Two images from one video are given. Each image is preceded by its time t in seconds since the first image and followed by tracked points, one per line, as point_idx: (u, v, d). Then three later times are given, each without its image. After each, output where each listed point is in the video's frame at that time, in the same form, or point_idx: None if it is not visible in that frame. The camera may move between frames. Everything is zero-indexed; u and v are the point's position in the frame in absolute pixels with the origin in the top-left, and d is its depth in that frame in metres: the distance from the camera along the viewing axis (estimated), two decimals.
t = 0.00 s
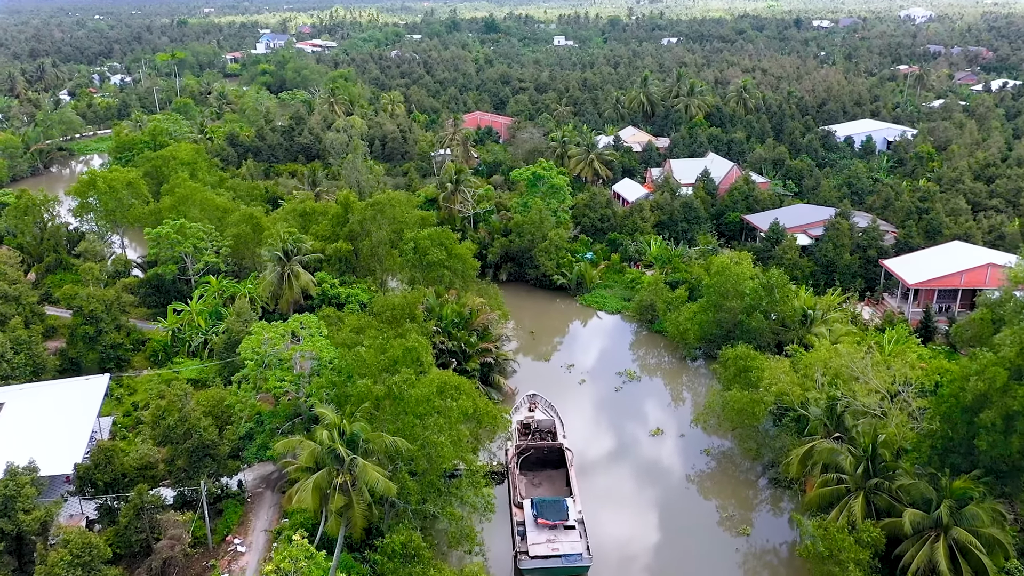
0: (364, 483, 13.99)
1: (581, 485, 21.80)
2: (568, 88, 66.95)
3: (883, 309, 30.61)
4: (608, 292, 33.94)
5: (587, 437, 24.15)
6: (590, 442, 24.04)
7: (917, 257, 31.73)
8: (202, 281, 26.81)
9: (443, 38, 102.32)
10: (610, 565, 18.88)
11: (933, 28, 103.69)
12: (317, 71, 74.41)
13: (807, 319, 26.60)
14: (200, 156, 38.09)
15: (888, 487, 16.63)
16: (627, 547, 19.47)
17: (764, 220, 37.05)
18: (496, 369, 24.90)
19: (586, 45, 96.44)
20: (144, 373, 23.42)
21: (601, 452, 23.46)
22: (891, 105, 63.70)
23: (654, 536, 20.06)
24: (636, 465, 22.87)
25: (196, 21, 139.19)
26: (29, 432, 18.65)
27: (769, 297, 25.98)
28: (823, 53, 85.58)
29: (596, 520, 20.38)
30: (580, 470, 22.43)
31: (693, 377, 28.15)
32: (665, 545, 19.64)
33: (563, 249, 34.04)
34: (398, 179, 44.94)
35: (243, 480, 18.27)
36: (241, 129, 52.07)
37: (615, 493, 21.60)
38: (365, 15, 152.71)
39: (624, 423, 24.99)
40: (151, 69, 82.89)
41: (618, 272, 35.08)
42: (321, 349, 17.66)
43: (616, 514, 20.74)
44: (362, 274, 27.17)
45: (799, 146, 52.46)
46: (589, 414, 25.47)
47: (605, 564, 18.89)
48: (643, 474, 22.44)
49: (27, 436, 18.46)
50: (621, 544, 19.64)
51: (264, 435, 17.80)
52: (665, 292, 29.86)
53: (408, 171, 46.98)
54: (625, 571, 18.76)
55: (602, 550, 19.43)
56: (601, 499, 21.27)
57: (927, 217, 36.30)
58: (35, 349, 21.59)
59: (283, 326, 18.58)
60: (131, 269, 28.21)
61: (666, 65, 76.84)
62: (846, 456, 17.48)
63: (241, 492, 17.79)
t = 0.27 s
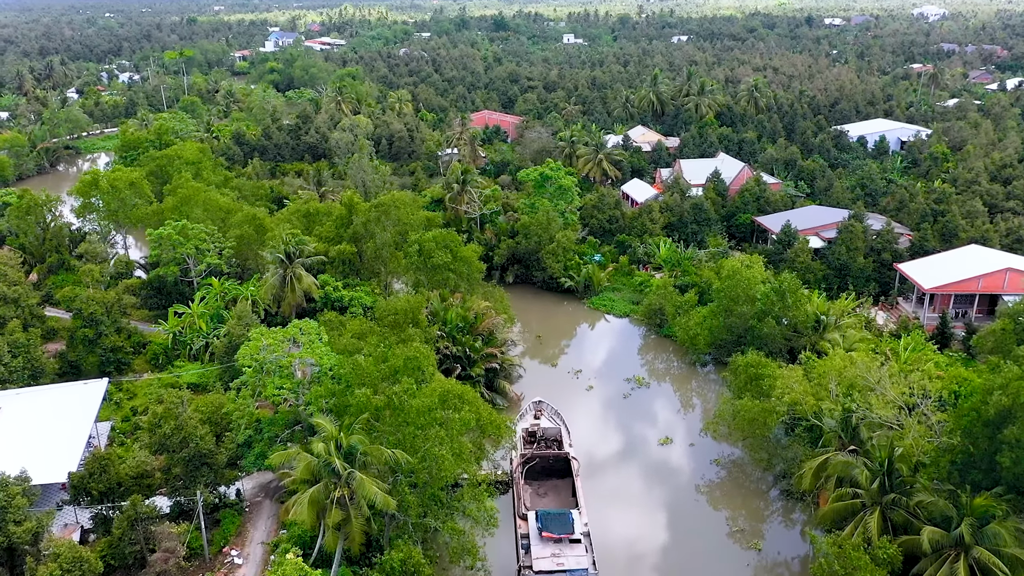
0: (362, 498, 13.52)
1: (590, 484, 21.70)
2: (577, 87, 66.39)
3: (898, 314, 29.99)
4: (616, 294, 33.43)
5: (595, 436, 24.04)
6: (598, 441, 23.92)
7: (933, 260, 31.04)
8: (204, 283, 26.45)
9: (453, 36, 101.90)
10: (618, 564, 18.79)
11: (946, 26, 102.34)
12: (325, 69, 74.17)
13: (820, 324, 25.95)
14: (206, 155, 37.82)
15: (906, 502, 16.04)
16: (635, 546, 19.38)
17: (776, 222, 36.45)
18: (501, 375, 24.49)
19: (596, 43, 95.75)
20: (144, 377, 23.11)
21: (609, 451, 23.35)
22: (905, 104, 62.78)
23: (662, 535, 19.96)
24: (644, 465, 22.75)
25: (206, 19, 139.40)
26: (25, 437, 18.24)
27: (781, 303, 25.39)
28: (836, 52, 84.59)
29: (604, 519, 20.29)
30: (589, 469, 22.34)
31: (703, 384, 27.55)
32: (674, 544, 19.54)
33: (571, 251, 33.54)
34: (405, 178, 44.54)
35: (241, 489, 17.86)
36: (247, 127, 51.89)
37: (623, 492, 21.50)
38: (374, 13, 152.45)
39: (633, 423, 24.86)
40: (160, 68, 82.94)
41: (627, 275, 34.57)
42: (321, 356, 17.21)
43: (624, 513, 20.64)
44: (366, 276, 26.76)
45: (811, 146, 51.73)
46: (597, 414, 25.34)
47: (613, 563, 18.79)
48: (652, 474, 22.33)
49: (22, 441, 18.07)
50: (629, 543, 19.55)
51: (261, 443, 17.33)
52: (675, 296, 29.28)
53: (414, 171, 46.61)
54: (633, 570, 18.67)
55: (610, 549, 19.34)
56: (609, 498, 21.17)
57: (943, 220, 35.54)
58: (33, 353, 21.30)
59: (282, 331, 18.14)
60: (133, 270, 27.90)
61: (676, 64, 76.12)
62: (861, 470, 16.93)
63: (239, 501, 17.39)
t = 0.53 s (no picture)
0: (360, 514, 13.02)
1: (599, 483, 21.71)
2: (587, 85, 65.80)
3: (914, 321, 29.29)
4: (624, 298, 32.87)
5: (605, 436, 24.02)
6: (607, 441, 23.90)
7: (951, 265, 30.27)
8: (207, 285, 26.11)
9: (462, 34, 101.45)
10: (627, 564, 18.75)
11: (961, 24, 100.90)
12: (334, 67, 73.95)
13: (834, 331, 25.30)
14: (212, 154, 37.55)
15: (924, 519, 15.47)
16: (644, 546, 19.34)
17: (788, 225, 35.79)
18: (507, 381, 24.03)
19: (606, 42, 95.09)
20: (144, 381, 22.77)
21: (618, 451, 23.33)
22: (919, 103, 61.81)
23: (672, 535, 19.90)
24: (654, 464, 22.69)
25: (216, 17, 139.52)
26: (24, 443, 17.99)
27: (794, 308, 24.77)
28: (849, 50, 83.51)
29: (613, 518, 20.29)
30: (598, 469, 22.34)
31: (714, 392, 26.99)
32: (683, 544, 19.48)
33: (579, 254, 32.99)
34: (412, 178, 44.13)
35: (240, 498, 17.50)
36: (255, 126, 51.70)
37: (633, 492, 21.47)
38: (384, 11, 152.14)
39: (642, 422, 24.79)
40: (169, 66, 83.01)
41: (636, 278, 34.05)
42: (321, 364, 16.74)
43: (633, 513, 20.60)
44: (371, 278, 26.37)
45: (824, 146, 50.93)
46: (607, 413, 25.33)
47: (622, 563, 18.76)
48: (661, 473, 22.26)
49: (21, 447, 17.83)
50: (638, 543, 19.52)
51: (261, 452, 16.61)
52: (685, 300, 28.68)
53: (422, 171, 46.21)
54: (642, 570, 18.63)
55: (619, 548, 19.33)
56: (618, 498, 21.15)
57: (960, 223, 34.77)
58: (32, 356, 20.98)
59: (281, 337, 17.68)
60: (137, 271, 27.62)
61: (687, 62, 75.34)
62: (878, 485, 16.40)
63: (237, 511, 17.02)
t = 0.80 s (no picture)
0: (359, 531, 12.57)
1: (609, 483, 21.62)
2: (597, 84, 65.14)
3: (931, 327, 28.55)
4: (634, 301, 32.33)
5: (615, 436, 23.91)
6: (617, 440, 23.80)
7: (969, 270, 29.51)
8: (211, 286, 25.82)
9: (473, 32, 100.91)
10: (636, 565, 18.66)
11: (977, 22, 99.43)
12: (343, 66, 73.64)
13: (848, 338, 24.72)
14: (218, 153, 37.26)
15: (945, 539, 14.85)
16: (654, 546, 19.24)
17: (802, 227, 35.11)
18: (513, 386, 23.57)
19: (617, 40, 94.34)
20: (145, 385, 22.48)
21: (629, 450, 23.24)
22: (935, 103, 60.80)
23: (682, 535, 19.77)
24: (664, 464, 22.57)
25: (227, 15, 139.59)
26: (18, 449, 17.59)
27: (808, 314, 24.17)
28: (863, 49, 82.42)
29: (622, 518, 20.20)
30: (608, 469, 22.25)
31: (725, 398, 26.42)
32: (693, 544, 19.38)
33: (588, 256, 32.47)
34: (420, 178, 43.76)
35: (240, 507, 17.15)
36: (263, 125, 51.43)
37: (643, 492, 21.35)
38: (394, 9, 151.80)
39: (652, 422, 24.66)
40: (178, 64, 82.94)
41: (646, 281, 33.52)
42: (321, 372, 16.33)
43: (643, 513, 20.50)
44: (376, 281, 25.97)
45: (838, 146, 50.09)
46: (617, 412, 25.25)
47: (631, 564, 18.66)
48: (671, 473, 22.15)
49: (15, 453, 17.43)
50: (647, 543, 19.42)
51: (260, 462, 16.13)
52: (696, 304, 28.12)
53: (430, 170, 45.81)
54: (652, 570, 18.53)
55: (628, 548, 19.24)
56: (628, 497, 21.07)
57: (978, 226, 33.99)
58: (32, 359, 20.69)
59: (281, 343, 17.26)
60: (141, 272, 27.33)
61: (699, 61, 74.52)
62: (896, 503, 15.79)
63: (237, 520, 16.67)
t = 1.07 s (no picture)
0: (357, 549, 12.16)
1: (618, 483, 21.55)
2: (608, 83, 64.54)
3: (949, 334, 27.83)
4: (644, 305, 31.79)
5: (624, 436, 23.82)
6: (627, 440, 23.70)
7: (989, 275, 28.76)
8: (215, 289, 25.53)
9: (483, 30, 100.41)
10: (646, 564, 18.59)
11: (994, 21, 97.90)
12: (353, 64, 73.38)
13: (865, 345, 24.02)
14: (225, 152, 37.01)
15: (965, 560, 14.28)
16: (664, 547, 19.15)
17: (816, 230, 34.43)
18: (520, 393, 23.14)
19: (629, 38, 93.55)
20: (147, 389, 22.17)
21: (638, 450, 23.17)
22: (952, 103, 59.81)
23: (692, 536, 19.67)
24: (674, 463, 22.47)
25: (238, 13, 139.73)
26: (14, 455, 17.32)
27: (822, 321, 23.59)
28: (877, 47, 81.34)
29: (633, 518, 20.14)
30: (618, 469, 22.18)
31: (736, 405, 25.88)
32: (703, 545, 19.27)
33: (597, 259, 31.95)
34: (428, 178, 43.55)
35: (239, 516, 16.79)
36: (271, 123, 51.24)
37: (653, 492, 21.28)
38: (405, 6, 151.48)
39: (663, 422, 24.56)
40: (189, 62, 83.02)
41: (656, 284, 32.87)
42: (322, 380, 15.94)
43: (653, 513, 20.43)
44: (382, 283, 25.58)
45: (853, 146, 49.24)
46: (626, 412, 25.19)
47: (641, 564, 18.58)
48: (682, 473, 22.04)
49: (11, 459, 17.17)
50: (657, 543, 19.34)
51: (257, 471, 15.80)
52: (707, 309, 27.57)
53: (438, 170, 45.44)
54: (662, 570, 18.44)
55: (639, 548, 19.18)
56: (638, 498, 20.99)
57: (998, 229, 33.19)
58: (32, 362, 20.44)
59: (281, 350, 16.86)
60: (145, 273, 27.09)
61: (711, 60, 73.71)
62: (914, 521, 15.22)
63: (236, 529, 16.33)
